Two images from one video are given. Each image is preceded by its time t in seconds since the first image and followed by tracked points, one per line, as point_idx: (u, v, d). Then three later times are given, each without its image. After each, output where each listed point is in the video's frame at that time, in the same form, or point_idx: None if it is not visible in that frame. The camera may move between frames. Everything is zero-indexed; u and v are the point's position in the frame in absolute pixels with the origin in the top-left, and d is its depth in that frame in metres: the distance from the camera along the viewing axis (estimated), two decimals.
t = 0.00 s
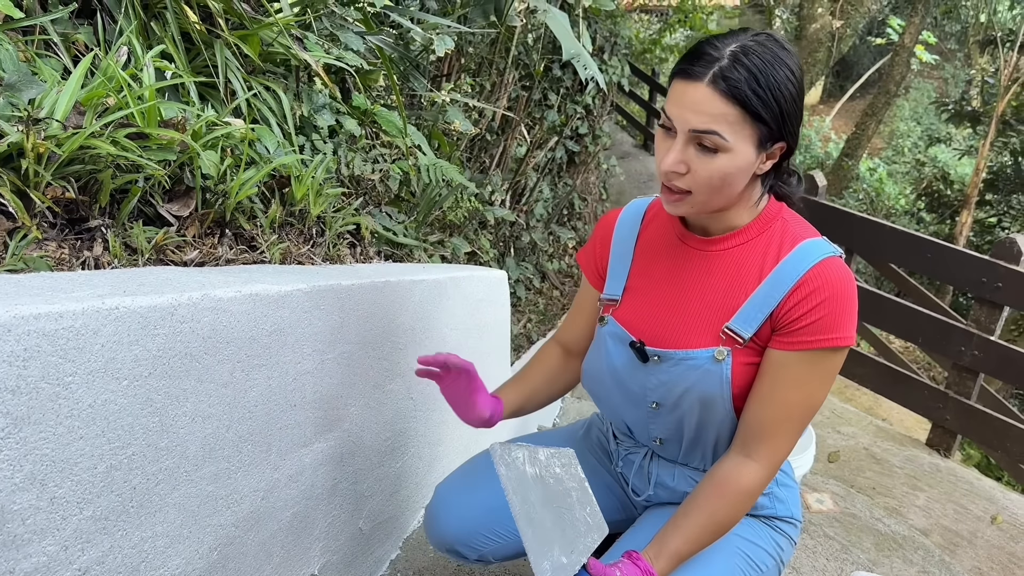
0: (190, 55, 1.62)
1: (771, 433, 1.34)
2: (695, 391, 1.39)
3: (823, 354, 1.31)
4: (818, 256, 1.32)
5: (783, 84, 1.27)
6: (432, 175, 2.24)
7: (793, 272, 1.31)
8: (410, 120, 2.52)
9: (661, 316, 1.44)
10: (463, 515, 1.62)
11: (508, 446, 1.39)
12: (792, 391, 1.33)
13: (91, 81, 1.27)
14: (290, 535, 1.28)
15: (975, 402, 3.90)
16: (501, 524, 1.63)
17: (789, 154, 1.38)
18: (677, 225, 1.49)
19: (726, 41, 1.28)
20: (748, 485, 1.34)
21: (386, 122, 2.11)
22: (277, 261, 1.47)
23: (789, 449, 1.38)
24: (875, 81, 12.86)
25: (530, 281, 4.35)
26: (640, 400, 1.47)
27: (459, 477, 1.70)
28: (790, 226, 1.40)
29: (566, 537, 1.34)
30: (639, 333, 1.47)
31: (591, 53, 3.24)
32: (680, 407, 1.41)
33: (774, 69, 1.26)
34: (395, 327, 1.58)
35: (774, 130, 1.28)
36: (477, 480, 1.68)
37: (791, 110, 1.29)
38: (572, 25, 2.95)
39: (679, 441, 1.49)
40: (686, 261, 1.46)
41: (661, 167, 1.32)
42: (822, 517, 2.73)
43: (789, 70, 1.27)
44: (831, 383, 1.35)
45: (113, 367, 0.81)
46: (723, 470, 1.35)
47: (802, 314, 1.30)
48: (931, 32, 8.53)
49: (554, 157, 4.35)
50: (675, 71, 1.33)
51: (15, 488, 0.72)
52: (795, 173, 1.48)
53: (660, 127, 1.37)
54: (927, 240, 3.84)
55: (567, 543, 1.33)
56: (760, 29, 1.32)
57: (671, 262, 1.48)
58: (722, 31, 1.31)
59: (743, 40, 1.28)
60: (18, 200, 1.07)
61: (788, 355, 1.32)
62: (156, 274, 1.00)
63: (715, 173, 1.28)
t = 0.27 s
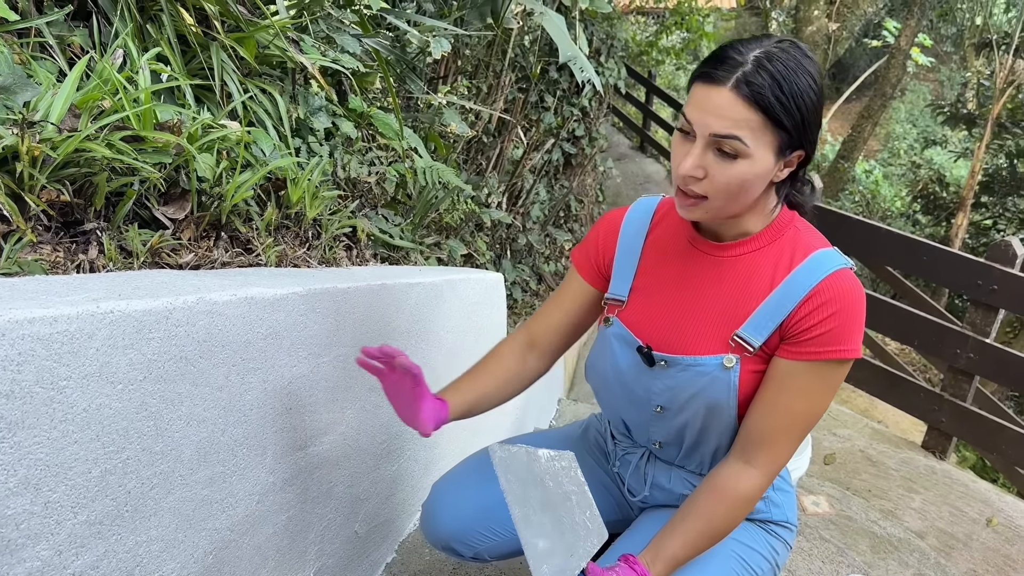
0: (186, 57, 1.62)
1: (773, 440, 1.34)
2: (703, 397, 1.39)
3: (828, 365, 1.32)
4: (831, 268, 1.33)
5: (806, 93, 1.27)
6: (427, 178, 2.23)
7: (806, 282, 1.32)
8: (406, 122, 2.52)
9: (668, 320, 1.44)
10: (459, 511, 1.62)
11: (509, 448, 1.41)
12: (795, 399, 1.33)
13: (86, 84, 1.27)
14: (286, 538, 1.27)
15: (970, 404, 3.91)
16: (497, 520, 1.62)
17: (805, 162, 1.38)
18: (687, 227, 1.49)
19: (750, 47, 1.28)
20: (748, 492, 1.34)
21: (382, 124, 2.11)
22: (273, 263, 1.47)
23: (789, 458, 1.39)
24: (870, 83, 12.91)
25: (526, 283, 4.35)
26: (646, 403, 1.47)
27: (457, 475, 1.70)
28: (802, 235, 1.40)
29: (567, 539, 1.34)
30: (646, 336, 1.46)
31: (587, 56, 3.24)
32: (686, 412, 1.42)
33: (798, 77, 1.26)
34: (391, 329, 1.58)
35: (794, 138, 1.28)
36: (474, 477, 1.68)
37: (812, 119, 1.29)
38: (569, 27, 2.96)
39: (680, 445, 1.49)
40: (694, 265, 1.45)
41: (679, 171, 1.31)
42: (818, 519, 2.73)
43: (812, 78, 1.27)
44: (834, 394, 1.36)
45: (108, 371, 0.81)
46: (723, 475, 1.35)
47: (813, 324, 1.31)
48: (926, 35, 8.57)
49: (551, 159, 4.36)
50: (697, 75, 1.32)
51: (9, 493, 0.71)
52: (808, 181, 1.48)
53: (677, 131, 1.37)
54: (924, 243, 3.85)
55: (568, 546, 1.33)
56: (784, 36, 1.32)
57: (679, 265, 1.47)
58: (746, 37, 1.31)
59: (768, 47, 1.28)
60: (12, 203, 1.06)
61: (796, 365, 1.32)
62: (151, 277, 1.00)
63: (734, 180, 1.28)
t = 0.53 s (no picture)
0: (182, 59, 1.62)
1: (776, 454, 1.34)
2: (711, 409, 1.39)
3: (835, 383, 1.33)
4: (844, 285, 1.33)
5: (820, 106, 1.25)
6: (424, 180, 2.23)
7: (820, 299, 1.32)
8: (403, 124, 2.52)
9: (677, 328, 1.44)
10: (455, 515, 1.61)
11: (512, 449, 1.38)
12: (800, 413, 1.33)
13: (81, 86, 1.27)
14: (280, 542, 1.27)
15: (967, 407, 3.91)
16: (493, 524, 1.62)
17: (819, 176, 1.37)
18: (699, 234, 1.48)
19: (765, 57, 1.27)
20: (749, 503, 1.35)
21: (379, 126, 2.11)
22: (269, 266, 1.46)
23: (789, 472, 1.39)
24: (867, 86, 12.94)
25: (524, 285, 4.35)
26: (651, 412, 1.47)
27: (452, 478, 1.69)
28: (816, 249, 1.40)
29: (569, 547, 1.33)
30: (654, 344, 1.46)
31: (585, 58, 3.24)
32: (692, 422, 1.42)
33: (812, 89, 1.24)
34: (386, 331, 1.57)
35: (805, 152, 1.27)
36: (469, 480, 1.68)
37: (825, 134, 1.27)
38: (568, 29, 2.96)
39: (681, 452, 1.50)
40: (705, 274, 1.45)
41: (687, 177, 1.31)
42: (814, 522, 2.73)
43: (829, 92, 1.26)
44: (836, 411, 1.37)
45: (102, 375, 0.81)
46: (725, 485, 1.35)
47: (825, 340, 1.31)
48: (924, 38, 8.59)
49: (549, 161, 4.36)
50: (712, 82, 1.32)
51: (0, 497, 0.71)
52: (828, 195, 1.44)
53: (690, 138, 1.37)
54: (922, 246, 3.85)
55: (569, 555, 1.32)
56: (803, 47, 1.31)
57: (688, 273, 1.47)
58: (764, 46, 1.30)
59: (783, 57, 1.27)
60: (7, 207, 1.07)
61: (805, 381, 1.33)
62: (145, 280, 1.00)
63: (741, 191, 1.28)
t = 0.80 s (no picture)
0: (180, 61, 1.62)
1: (780, 472, 1.35)
2: (711, 424, 1.39)
3: (843, 406, 1.33)
4: (856, 306, 1.31)
5: (828, 126, 1.23)
6: (422, 182, 2.23)
7: (829, 319, 1.30)
8: (401, 125, 2.52)
9: (682, 342, 1.44)
10: (452, 520, 1.61)
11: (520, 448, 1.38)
12: (807, 433, 1.34)
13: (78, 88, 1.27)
14: (277, 545, 1.27)
15: (965, 410, 3.92)
16: (491, 528, 1.62)
17: (830, 197, 1.34)
18: (708, 246, 1.48)
19: (773, 74, 1.26)
20: (752, 520, 1.35)
21: (377, 128, 2.11)
22: (266, 268, 1.46)
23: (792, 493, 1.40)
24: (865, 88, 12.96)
25: (522, 287, 4.35)
26: (653, 423, 1.47)
27: (449, 482, 1.69)
28: (828, 267, 1.38)
29: (569, 552, 1.33)
30: (659, 356, 1.46)
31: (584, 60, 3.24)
32: (693, 437, 1.42)
33: (820, 109, 1.22)
34: (384, 334, 1.57)
35: (811, 172, 1.25)
36: (466, 485, 1.67)
37: (833, 153, 1.25)
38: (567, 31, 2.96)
39: (683, 465, 1.50)
40: (713, 288, 1.44)
41: (692, 192, 1.31)
42: (812, 525, 2.73)
43: (837, 111, 1.23)
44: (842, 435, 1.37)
45: (97, 379, 0.81)
46: (731, 498, 1.36)
47: (832, 362, 1.30)
48: (923, 41, 8.60)
49: (547, 163, 4.36)
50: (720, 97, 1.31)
51: None
52: (844, 212, 1.41)
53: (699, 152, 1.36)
54: (920, 250, 3.84)
55: (569, 561, 1.31)
56: (815, 64, 1.29)
57: (697, 287, 1.47)
58: (774, 62, 1.29)
59: (792, 74, 1.25)
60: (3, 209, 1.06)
61: (809, 402, 1.32)
62: (140, 283, 0.99)
63: (743, 208, 1.27)
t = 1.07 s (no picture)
0: (182, 61, 1.63)
1: (780, 482, 1.36)
2: (711, 430, 1.40)
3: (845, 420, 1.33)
4: (862, 320, 1.29)
5: (826, 141, 1.21)
6: (423, 183, 2.23)
7: (834, 332, 1.29)
8: (402, 126, 2.53)
9: (686, 349, 1.45)
10: (450, 518, 1.61)
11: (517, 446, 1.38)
12: (809, 443, 1.34)
13: (81, 87, 1.28)
14: (276, 543, 1.27)
15: (964, 413, 3.93)
16: (489, 526, 1.63)
17: (835, 210, 1.32)
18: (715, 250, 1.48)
19: (772, 87, 1.25)
20: (750, 527, 1.36)
21: (378, 128, 2.11)
22: (267, 268, 1.47)
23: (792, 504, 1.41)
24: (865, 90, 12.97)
25: (522, 288, 4.36)
26: (653, 426, 1.48)
27: (447, 481, 1.70)
28: (834, 278, 1.37)
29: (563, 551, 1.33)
30: (662, 360, 1.47)
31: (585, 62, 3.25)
32: (692, 442, 1.43)
33: (817, 124, 1.20)
34: (384, 334, 1.58)
35: (810, 187, 1.24)
36: (465, 483, 1.68)
37: (832, 168, 1.23)
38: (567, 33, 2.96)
39: (681, 469, 1.50)
40: (717, 295, 1.45)
41: (693, 204, 1.33)
42: (810, 526, 2.74)
43: (837, 126, 1.21)
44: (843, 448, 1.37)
45: (99, 377, 0.81)
46: (731, 504, 1.37)
47: (835, 376, 1.29)
48: (923, 43, 8.61)
49: (547, 164, 4.36)
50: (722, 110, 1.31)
51: None
52: (855, 223, 1.38)
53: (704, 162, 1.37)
54: (919, 252, 3.85)
55: (563, 559, 1.32)
56: (819, 75, 1.27)
57: (702, 293, 1.47)
58: (776, 74, 1.28)
59: (791, 87, 1.24)
60: (6, 208, 1.07)
61: (807, 413, 1.33)
62: (142, 282, 1.00)
63: (742, 221, 1.27)
